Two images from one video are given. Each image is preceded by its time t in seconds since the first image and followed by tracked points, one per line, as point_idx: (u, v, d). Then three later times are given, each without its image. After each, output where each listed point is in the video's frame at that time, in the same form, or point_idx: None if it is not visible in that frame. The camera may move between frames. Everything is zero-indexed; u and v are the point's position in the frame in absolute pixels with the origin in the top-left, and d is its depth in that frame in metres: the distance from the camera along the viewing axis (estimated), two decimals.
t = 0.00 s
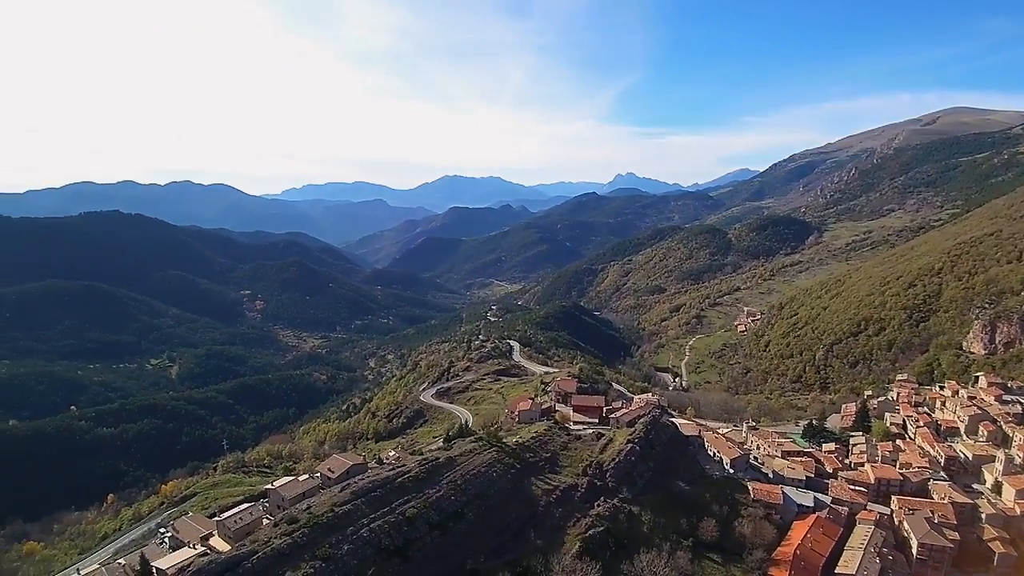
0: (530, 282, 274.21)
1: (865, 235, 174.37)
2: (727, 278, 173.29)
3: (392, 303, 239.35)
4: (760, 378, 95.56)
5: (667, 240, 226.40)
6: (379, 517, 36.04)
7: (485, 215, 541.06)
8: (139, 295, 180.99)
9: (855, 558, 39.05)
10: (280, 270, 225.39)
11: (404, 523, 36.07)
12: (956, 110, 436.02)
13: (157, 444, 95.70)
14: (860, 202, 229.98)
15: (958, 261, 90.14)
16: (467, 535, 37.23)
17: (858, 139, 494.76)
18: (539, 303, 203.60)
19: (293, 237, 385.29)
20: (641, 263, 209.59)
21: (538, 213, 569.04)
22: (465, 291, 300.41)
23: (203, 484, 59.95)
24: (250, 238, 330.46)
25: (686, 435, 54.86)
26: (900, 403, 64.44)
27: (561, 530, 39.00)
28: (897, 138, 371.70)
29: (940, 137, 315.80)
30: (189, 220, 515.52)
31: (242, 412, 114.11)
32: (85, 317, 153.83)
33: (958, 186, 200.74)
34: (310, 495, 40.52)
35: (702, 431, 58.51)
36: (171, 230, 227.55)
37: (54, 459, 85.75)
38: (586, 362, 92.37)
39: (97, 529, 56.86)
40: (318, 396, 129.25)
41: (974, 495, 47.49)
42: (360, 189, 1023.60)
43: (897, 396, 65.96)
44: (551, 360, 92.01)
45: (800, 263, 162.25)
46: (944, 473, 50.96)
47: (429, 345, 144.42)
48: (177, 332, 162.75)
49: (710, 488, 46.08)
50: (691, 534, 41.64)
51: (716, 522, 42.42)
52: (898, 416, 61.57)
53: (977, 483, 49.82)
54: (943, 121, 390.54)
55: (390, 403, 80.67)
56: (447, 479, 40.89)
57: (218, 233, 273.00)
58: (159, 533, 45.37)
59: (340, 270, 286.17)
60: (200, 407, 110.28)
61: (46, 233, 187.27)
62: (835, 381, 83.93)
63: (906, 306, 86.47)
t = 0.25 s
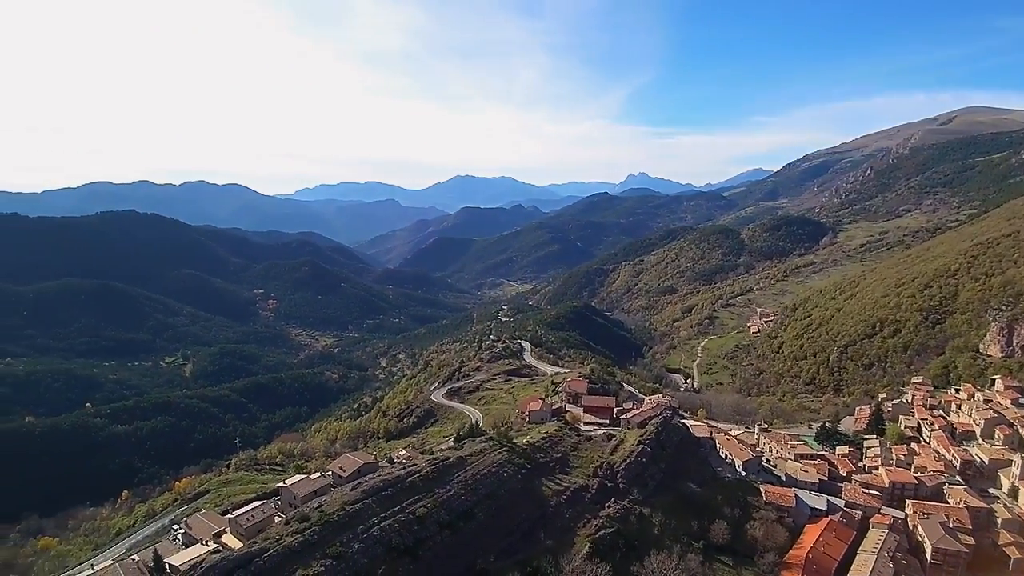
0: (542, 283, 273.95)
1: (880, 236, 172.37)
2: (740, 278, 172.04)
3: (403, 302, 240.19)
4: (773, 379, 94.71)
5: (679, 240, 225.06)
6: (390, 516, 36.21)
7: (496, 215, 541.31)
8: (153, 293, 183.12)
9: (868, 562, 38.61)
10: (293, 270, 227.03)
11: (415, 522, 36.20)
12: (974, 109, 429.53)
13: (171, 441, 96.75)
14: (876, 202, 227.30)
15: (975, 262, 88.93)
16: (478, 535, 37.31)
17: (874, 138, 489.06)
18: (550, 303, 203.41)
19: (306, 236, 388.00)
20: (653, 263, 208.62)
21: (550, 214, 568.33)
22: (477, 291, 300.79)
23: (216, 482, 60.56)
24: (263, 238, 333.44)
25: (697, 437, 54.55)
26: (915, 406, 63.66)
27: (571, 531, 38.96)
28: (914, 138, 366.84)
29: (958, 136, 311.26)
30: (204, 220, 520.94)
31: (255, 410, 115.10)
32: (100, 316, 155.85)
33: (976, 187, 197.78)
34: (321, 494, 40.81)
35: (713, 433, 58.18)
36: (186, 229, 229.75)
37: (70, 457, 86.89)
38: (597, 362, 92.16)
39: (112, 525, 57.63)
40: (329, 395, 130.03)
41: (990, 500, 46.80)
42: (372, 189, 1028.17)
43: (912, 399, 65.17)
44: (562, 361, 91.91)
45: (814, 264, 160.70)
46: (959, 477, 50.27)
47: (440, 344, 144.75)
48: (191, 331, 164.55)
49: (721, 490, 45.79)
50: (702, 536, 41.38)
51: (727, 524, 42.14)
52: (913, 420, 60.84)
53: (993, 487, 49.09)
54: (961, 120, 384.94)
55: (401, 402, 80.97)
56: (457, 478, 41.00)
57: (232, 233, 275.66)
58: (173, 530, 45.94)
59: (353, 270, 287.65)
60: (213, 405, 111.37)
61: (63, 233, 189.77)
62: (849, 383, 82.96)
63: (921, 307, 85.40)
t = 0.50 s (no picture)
0: (554, 283, 273.43)
1: (898, 237, 169.98)
2: (756, 279, 170.48)
3: (417, 302, 241.08)
4: (789, 381, 93.63)
5: (693, 241, 223.58)
6: (402, 515, 36.35)
7: (509, 215, 541.57)
8: (170, 292, 185.47)
9: (884, 568, 38.04)
10: (308, 269, 228.86)
11: (427, 521, 36.28)
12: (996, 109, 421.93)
13: (187, 438, 97.93)
14: (894, 202, 224.17)
15: (995, 264, 87.48)
16: (490, 535, 37.33)
17: (893, 138, 482.21)
18: (563, 304, 203.06)
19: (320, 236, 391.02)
20: (667, 264, 207.45)
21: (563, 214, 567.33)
22: (489, 291, 301.09)
23: (231, 479, 61.23)
24: (279, 238, 336.49)
25: (711, 439, 54.12)
26: (933, 409, 62.68)
27: (583, 532, 38.82)
28: (934, 137, 361.07)
29: (979, 136, 305.85)
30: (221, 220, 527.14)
31: (270, 408, 116.18)
32: (118, 313, 158.35)
33: (998, 187, 194.19)
34: (334, 492, 41.09)
35: (728, 435, 57.68)
36: (203, 229, 232.47)
37: (88, 451, 88.35)
38: (610, 363, 91.81)
39: (128, 520, 58.46)
40: (343, 394, 130.89)
41: (1009, 506, 45.95)
42: (386, 189, 1033.06)
43: (930, 403, 64.17)
44: (575, 361, 91.70)
45: (831, 265, 158.83)
46: (978, 482, 49.38)
47: (453, 344, 145.04)
48: (207, 329, 166.52)
49: (735, 493, 45.41)
50: (716, 539, 41.05)
51: (741, 528, 41.75)
52: (931, 423, 59.90)
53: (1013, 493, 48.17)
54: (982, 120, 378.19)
55: (414, 402, 81.21)
56: (470, 478, 41.04)
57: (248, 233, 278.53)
58: (188, 526, 46.52)
59: (367, 269, 289.20)
60: (229, 403, 112.58)
61: (83, 233, 192.72)
62: (866, 386, 81.73)
63: (940, 309, 84.06)
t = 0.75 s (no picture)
0: (567, 283, 273.05)
1: (916, 238, 167.59)
2: (770, 281, 168.97)
3: (429, 302, 241.90)
4: (803, 384, 92.64)
5: (708, 241, 221.96)
6: (414, 514, 36.46)
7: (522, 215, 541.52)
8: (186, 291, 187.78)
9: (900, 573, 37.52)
10: (322, 269, 230.55)
11: (439, 521, 36.34)
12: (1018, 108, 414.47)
13: (202, 435, 99.08)
14: (912, 203, 220.94)
15: (1016, 266, 85.94)
16: (502, 535, 37.33)
17: (911, 137, 475.37)
18: (576, 304, 202.68)
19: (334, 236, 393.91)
20: (681, 265, 206.23)
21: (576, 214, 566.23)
22: (502, 291, 301.33)
23: (245, 476, 61.87)
24: (293, 237, 339.21)
25: (724, 441, 53.73)
26: (951, 413, 61.74)
27: (594, 534, 38.70)
28: (954, 137, 355.37)
29: (1001, 135, 300.42)
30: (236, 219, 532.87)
31: (284, 407, 117.22)
32: (135, 311, 160.47)
33: (1020, 188, 190.62)
34: (347, 490, 41.35)
35: (741, 438, 57.22)
36: (218, 228, 234.94)
37: (104, 447, 89.62)
38: (623, 364, 91.49)
39: (144, 516, 59.26)
40: (356, 393, 131.68)
41: None
42: (399, 189, 1037.64)
43: (949, 406, 63.19)
44: (587, 362, 91.51)
45: (847, 267, 157.00)
46: (997, 487, 48.57)
47: (465, 344, 145.30)
48: (223, 327, 168.35)
49: (749, 496, 45.03)
50: (729, 542, 40.71)
51: (755, 531, 41.38)
52: (949, 427, 59.01)
53: None
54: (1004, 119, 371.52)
55: (426, 401, 81.51)
56: (481, 478, 41.08)
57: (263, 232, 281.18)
58: (203, 522, 47.03)
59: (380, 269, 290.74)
60: (244, 401, 113.71)
61: (101, 233, 195.61)
62: (882, 389, 80.57)
63: (959, 312, 82.77)
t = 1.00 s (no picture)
0: (579, 284, 272.53)
1: (934, 239, 165.18)
2: (785, 282, 167.43)
3: (442, 302, 242.64)
4: (818, 386, 91.60)
5: (721, 242, 220.39)
6: (426, 514, 36.55)
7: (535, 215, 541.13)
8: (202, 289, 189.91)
9: None
10: (335, 268, 232.10)
11: (450, 521, 36.42)
12: None
13: (216, 432, 100.14)
14: (930, 203, 217.87)
15: None
16: (513, 536, 37.30)
17: (930, 137, 468.63)
18: (588, 304, 202.24)
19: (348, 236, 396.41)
20: (694, 265, 204.97)
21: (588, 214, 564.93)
22: (515, 291, 301.46)
23: (259, 473, 62.43)
24: (307, 237, 341.75)
25: (738, 444, 53.27)
26: (969, 417, 60.77)
27: (606, 535, 38.55)
28: (974, 136, 349.72)
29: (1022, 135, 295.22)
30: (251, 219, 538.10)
31: (297, 405, 118.15)
32: (150, 309, 162.51)
33: None
34: (360, 488, 41.55)
35: (755, 440, 56.71)
36: (234, 228, 237.27)
37: (120, 443, 90.79)
38: (635, 365, 91.08)
39: (160, 512, 60.02)
40: (369, 391, 132.40)
41: None
42: (412, 189, 1041.56)
43: (967, 410, 62.19)
44: (599, 363, 91.27)
45: (863, 268, 155.18)
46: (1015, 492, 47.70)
47: (477, 344, 145.51)
48: (237, 326, 170.03)
49: (762, 499, 44.61)
50: (741, 545, 40.33)
51: (768, 534, 40.99)
52: (966, 431, 58.06)
53: None
54: None
55: (438, 400, 81.74)
56: (493, 478, 41.10)
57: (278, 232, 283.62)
58: (217, 519, 47.50)
59: (393, 269, 292.11)
60: (258, 399, 114.77)
61: (119, 233, 198.28)
62: (898, 393, 79.36)
63: (978, 314, 81.48)
